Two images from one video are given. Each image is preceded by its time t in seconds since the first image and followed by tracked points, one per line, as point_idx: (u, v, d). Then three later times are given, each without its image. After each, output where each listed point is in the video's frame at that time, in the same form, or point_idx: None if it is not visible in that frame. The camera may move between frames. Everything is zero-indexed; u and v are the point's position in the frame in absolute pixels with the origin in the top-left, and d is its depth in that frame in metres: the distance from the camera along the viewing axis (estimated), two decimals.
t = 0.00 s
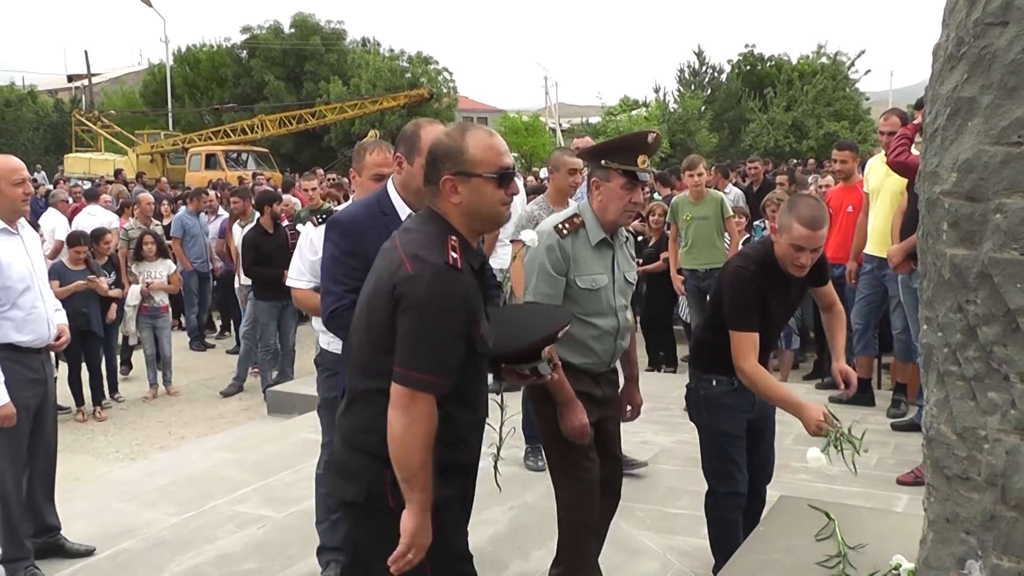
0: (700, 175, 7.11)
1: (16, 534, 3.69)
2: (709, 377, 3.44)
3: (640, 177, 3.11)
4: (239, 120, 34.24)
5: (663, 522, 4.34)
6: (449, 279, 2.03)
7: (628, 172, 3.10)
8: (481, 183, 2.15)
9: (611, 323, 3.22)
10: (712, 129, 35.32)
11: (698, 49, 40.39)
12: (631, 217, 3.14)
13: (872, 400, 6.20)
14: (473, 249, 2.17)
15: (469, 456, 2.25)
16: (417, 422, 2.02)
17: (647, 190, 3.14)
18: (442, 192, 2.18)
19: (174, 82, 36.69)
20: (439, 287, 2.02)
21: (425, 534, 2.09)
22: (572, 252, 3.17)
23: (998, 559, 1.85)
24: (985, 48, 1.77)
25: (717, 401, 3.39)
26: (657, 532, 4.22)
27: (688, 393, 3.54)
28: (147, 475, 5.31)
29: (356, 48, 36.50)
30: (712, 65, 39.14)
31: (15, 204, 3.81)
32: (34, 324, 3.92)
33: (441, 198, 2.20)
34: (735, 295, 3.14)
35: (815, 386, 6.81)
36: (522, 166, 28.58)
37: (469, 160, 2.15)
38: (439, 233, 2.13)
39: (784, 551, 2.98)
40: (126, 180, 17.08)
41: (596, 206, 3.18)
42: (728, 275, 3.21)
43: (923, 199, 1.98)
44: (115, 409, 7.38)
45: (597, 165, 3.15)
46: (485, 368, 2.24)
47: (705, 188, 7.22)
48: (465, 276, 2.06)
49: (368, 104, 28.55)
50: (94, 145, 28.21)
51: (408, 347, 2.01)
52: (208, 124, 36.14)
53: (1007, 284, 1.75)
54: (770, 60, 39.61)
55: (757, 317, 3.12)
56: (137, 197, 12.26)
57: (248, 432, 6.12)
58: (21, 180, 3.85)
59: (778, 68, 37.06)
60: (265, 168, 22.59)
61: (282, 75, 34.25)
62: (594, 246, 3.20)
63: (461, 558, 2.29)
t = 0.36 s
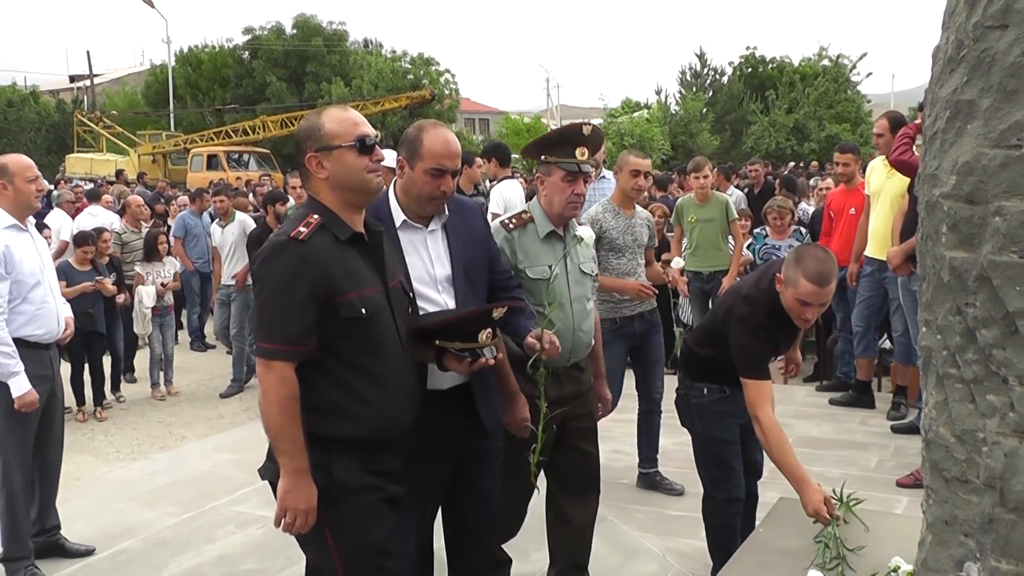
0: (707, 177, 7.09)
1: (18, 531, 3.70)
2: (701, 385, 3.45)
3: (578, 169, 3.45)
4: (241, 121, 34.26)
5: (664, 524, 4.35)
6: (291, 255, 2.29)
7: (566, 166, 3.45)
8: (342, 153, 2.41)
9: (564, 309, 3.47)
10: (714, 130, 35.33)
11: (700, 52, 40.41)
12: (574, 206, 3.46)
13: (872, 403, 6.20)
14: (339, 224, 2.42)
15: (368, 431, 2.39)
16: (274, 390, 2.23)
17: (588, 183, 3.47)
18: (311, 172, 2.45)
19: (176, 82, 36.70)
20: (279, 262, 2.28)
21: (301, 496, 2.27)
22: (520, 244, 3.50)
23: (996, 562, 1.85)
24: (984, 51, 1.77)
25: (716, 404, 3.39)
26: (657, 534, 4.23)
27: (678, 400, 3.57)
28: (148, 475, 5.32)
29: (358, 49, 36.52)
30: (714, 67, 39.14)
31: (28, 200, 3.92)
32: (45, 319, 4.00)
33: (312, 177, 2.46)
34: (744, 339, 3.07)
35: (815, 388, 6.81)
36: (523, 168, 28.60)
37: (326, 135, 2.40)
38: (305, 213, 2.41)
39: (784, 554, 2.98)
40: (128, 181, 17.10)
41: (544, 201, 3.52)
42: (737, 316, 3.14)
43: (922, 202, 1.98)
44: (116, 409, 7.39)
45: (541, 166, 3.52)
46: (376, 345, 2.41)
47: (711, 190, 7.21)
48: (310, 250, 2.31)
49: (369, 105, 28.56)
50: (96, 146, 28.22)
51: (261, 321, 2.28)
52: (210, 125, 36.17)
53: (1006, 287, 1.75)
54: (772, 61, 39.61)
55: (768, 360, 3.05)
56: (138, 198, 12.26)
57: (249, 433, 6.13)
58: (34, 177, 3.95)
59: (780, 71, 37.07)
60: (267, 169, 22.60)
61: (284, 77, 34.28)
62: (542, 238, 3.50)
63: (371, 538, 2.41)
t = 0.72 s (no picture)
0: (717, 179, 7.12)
1: (21, 532, 3.70)
2: (699, 389, 3.46)
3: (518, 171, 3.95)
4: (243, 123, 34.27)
5: (665, 525, 4.36)
6: (228, 254, 2.29)
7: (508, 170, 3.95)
8: (281, 152, 2.42)
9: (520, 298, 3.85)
10: (715, 132, 35.34)
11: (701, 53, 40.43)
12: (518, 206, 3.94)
13: (873, 404, 6.21)
14: (280, 223, 2.42)
15: (314, 429, 2.39)
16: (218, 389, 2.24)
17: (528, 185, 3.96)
18: (252, 173, 2.46)
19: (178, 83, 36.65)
20: (216, 261, 2.28)
21: (274, 488, 2.30)
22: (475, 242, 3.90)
23: (996, 562, 1.86)
24: (984, 53, 1.78)
25: (716, 408, 3.40)
26: (658, 535, 4.23)
27: (679, 404, 3.60)
28: (149, 476, 5.32)
29: (359, 50, 36.54)
30: (715, 69, 39.15)
31: (37, 201, 3.94)
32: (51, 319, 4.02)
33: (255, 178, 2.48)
34: (748, 353, 3.07)
35: (816, 390, 6.82)
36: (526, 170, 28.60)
37: (267, 136, 2.41)
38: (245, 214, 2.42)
39: (785, 555, 2.98)
40: (129, 182, 17.11)
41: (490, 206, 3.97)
42: (742, 328, 3.13)
43: (922, 204, 1.98)
44: (118, 410, 7.39)
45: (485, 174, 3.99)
46: (318, 342, 2.41)
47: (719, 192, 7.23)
48: (247, 248, 2.31)
49: (372, 107, 28.56)
50: (98, 147, 28.20)
51: (205, 321, 2.28)
52: (212, 127, 36.17)
53: (1006, 289, 1.75)
54: (773, 63, 39.63)
55: (775, 373, 3.05)
56: (139, 199, 12.26)
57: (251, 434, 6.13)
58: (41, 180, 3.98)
59: (781, 72, 37.11)
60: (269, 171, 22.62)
61: (286, 78, 34.29)
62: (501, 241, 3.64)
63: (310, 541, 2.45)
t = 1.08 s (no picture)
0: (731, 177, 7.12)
1: (27, 529, 3.70)
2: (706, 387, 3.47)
3: (500, 167, 3.80)
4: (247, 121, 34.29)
5: (670, 523, 4.36)
6: (175, 255, 2.27)
7: (488, 165, 3.81)
8: (232, 154, 2.41)
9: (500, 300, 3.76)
10: (720, 130, 35.31)
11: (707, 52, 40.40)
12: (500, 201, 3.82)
13: (878, 403, 6.21)
14: (228, 224, 2.42)
15: (251, 438, 2.40)
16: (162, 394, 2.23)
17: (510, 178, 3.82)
18: (201, 174, 2.45)
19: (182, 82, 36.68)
20: (162, 261, 2.26)
21: (205, 501, 2.31)
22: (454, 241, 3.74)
23: (1000, 562, 1.86)
24: (990, 51, 1.77)
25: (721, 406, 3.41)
26: (662, 533, 4.23)
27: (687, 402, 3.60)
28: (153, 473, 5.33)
29: (364, 49, 36.56)
30: (719, 68, 39.10)
31: (39, 199, 3.95)
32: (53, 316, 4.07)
33: (202, 178, 2.45)
34: (756, 353, 3.06)
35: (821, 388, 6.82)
36: (530, 168, 28.61)
37: (215, 136, 2.40)
38: (193, 214, 2.41)
39: (790, 552, 2.98)
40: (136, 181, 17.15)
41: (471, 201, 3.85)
42: (750, 328, 3.12)
43: (928, 201, 1.98)
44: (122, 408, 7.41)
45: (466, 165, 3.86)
46: (261, 350, 2.41)
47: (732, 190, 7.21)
48: (195, 250, 2.30)
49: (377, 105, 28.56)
50: (102, 145, 28.22)
51: (146, 323, 2.26)
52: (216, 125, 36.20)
53: (1011, 287, 1.75)
54: (778, 61, 39.59)
55: (783, 374, 3.04)
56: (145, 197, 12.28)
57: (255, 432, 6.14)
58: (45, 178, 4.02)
59: (786, 71, 37.06)
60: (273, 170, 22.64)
61: (290, 76, 34.31)
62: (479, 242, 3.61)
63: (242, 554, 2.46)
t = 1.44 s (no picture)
0: (733, 175, 7.12)
1: (29, 529, 3.70)
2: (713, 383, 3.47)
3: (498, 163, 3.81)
4: (250, 121, 34.31)
5: (674, 522, 4.36)
6: (142, 257, 2.26)
7: (489, 162, 3.85)
8: (183, 150, 2.40)
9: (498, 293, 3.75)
10: (723, 129, 35.31)
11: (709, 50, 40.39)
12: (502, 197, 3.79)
13: (881, 401, 6.20)
14: (191, 220, 2.42)
15: (229, 438, 2.40)
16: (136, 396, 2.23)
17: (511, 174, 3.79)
18: (155, 175, 2.43)
19: (185, 81, 36.67)
20: (128, 264, 2.25)
21: (177, 507, 2.30)
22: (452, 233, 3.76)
23: (1005, 561, 1.86)
24: (993, 49, 1.77)
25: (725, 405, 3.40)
26: (665, 532, 4.24)
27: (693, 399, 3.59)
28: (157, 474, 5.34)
29: (366, 48, 36.59)
30: (721, 66, 39.09)
31: (43, 199, 4.01)
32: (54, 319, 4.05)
33: (157, 179, 2.44)
34: (761, 341, 3.06)
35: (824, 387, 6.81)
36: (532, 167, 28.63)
37: (160, 133, 2.39)
38: (154, 216, 2.40)
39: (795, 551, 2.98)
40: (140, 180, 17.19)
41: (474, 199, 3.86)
42: (756, 319, 3.12)
43: (931, 199, 1.98)
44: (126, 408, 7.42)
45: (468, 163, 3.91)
46: (234, 347, 2.41)
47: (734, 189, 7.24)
48: (162, 251, 2.29)
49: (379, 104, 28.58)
50: (105, 146, 28.26)
51: (118, 327, 2.26)
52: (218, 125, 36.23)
53: (1016, 286, 1.75)
54: (780, 59, 39.57)
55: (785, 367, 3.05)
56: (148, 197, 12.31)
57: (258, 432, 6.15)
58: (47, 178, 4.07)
59: (789, 69, 37.05)
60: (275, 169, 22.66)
61: (292, 76, 34.33)
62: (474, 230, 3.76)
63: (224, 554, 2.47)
